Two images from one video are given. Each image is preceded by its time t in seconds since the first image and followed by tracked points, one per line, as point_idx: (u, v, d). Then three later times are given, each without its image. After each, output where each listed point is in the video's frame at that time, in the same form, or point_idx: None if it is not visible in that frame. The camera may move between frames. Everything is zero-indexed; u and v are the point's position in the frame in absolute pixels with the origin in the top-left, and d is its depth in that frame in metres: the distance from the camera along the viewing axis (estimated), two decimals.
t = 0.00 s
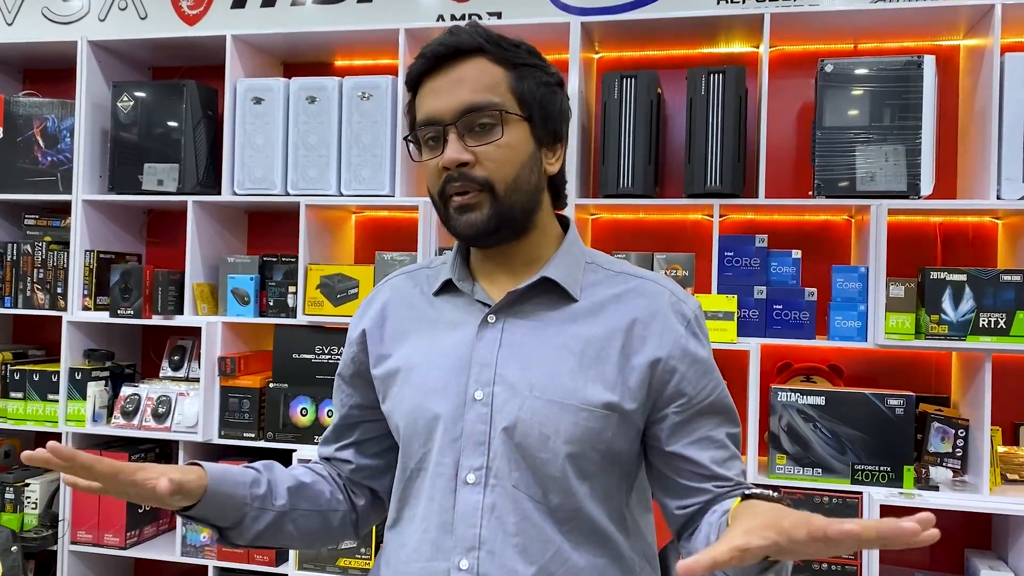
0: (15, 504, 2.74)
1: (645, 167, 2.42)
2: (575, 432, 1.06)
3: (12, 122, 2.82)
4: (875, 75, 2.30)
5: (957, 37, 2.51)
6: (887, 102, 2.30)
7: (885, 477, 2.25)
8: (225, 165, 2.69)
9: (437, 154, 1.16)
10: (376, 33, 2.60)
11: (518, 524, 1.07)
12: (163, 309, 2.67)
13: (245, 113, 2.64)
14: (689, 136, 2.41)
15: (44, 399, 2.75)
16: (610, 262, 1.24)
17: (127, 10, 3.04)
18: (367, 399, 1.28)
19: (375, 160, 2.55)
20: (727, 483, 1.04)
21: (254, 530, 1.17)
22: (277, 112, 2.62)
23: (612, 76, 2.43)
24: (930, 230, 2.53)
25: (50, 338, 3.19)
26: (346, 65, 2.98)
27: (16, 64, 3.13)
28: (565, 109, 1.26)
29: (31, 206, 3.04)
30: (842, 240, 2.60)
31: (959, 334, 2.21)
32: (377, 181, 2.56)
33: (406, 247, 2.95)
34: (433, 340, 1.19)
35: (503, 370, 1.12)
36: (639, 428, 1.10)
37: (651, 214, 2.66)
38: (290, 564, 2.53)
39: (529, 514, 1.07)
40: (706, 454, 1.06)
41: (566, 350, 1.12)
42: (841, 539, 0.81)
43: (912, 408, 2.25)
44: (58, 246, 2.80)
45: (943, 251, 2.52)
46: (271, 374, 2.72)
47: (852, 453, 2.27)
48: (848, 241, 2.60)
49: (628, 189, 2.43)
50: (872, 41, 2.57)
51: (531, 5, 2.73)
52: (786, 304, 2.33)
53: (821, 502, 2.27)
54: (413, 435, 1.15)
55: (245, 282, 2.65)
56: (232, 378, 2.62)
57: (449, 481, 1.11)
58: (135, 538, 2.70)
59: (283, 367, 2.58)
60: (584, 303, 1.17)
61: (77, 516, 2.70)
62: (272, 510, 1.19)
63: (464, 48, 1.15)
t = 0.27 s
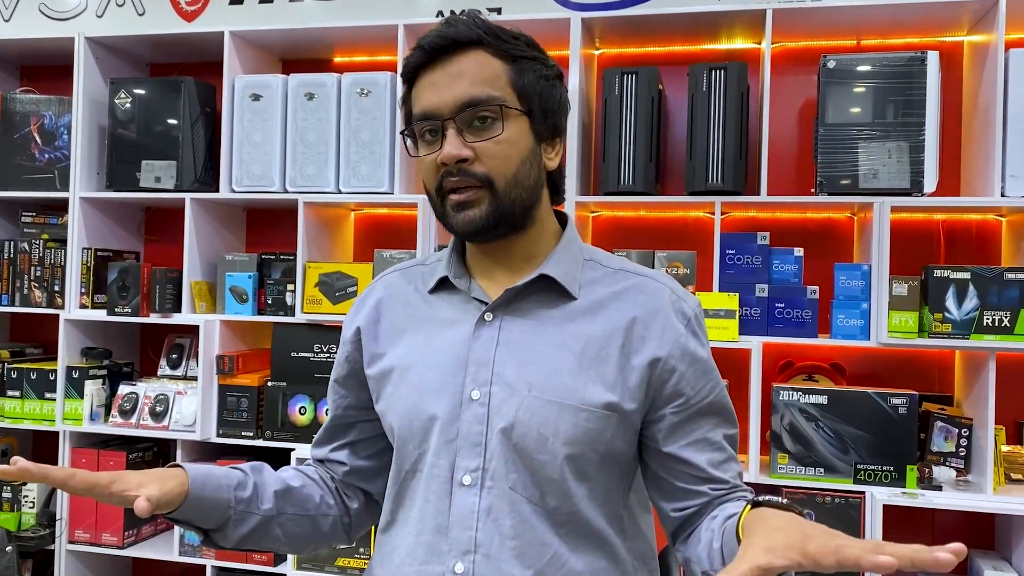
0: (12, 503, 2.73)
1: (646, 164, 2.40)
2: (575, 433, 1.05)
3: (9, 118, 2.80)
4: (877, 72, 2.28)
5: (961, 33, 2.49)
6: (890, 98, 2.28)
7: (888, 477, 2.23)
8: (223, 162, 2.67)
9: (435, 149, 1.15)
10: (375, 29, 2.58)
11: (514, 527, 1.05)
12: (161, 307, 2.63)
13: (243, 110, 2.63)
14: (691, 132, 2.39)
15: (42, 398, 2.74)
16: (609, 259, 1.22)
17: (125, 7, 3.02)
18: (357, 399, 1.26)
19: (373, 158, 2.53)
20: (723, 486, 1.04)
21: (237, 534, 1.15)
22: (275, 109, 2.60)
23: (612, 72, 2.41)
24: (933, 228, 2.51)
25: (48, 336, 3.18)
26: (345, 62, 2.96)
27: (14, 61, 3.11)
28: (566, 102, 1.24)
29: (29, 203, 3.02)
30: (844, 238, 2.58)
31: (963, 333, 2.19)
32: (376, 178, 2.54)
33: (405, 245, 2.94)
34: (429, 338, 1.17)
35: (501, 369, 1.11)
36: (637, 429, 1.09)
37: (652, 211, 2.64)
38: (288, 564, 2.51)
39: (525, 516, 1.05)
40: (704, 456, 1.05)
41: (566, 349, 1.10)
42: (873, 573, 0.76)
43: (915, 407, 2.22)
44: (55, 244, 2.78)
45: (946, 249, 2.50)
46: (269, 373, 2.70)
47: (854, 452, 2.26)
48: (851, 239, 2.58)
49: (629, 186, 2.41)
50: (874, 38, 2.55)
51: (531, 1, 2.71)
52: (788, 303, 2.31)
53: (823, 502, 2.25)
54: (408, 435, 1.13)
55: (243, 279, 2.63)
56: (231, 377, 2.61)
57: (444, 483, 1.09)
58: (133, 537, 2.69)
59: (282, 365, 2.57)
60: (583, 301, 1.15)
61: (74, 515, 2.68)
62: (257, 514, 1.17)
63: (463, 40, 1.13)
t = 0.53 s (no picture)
0: (12, 503, 2.72)
1: (648, 161, 2.38)
2: (574, 437, 1.03)
3: (8, 116, 2.79)
4: (880, 68, 2.26)
5: (966, 28, 2.47)
6: (894, 95, 2.26)
7: (893, 476, 2.22)
8: (222, 160, 2.65)
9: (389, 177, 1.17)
10: (375, 26, 2.56)
11: (512, 531, 1.04)
12: (160, 305, 2.64)
13: (242, 107, 2.61)
14: (693, 129, 2.37)
15: (41, 397, 2.73)
16: (616, 259, 1.20)
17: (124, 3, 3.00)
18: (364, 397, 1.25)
19: (373, 155, 2.52)
20: (714, 500, 1.03)
21: (266, 534, 1.14)
22: (274, 107, 2.58)
23: (614, 69, 2.39)
24: (938, 225, 2.49)
25: (47, 335, 3.17)
26: (345, 59, 2.94)
27: (13, 59, 3.10)
28: (523, 100, 1.09)
29: (27, 202, 3.01)
30: (848, 235, 2.56)
31: (968, 331, 2.17)
32: (376, 176, 2.52)
33: (406, 243, 2.93)
34: (431, 337, 1.16)
35: (500, 370, 1.09)
36: (638, 432, 1.08)
37: (654, 209, 2.62)
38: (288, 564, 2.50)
39: (523, 520, 1.04)
40: (698, 467, 1.04)
41: (568, 351, 1.09)
42: None
43: (919, 406, 2.21)
44: (54, 242, 2.77)
45: (951, 247, 2.48)
46: (269, 372, 2.69)
47: (859, 452, 2.24)
48: (855, 237, 2.56)
49: (631, 183, 2.39)
50: (878, 33, 2.53)
51: None
52: (792, 301, 2.29)
53: (827, 502, 2.23)
54: (406, 435, 1.12)
55: (243, 278, 2.62)
56: (230, 376, 2.61)
57: (441, 484, 1.07)
58: (133, 536, 2.68)
59: (282, 364, 2.55)
60: (586, 302, 1.13)
61: (74, 515, 2.67)
62: (285, 512, 1.16)
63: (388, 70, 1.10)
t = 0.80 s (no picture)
0: (16, 502, 2.72)
1: (652, 159, 2.37)
2: (567, 437, 1.03)
3: (11, 115, 2.79)
4: (885, 65, 2.25)
5: (971, 24, 2.46)
6: (899, 91, 2.25)
7: (897, 474, 2.21)
8: (225, 158, 2.65)
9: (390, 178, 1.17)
10: (378, 23, 2.56)
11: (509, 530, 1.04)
12: (164, 303, 2.64)
13: (245, 105, 2.61)
14: (697, 127, 2.36)
15: (45, 395, 2.72)
16: (622, 256, 1.17)
17: (127, 2, 3.00)
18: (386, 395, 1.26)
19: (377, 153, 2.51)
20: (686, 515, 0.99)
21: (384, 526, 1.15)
22: (278, 105, 2.58)
23: (618, 65, 2.38)
24: (943, 223, 2.48)
25: (51, 333, 3.17)
26: (348, 57, 2.94)
27: (16, 57, 3.09)
28: (512, 95, 1.08)
29: (31, 201, 3.01)
30: (852, 232, 2.55)
31: (974, 328, 2.16)
32: (379, 174, 2.51)
33: (409, 241, 2.92)
34: (432, 336, 1.16)
35: (496, 369, 1.09)
36: (636, 430, 1.06)
37: (657, 206, 2.61)
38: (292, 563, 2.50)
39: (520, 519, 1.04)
40: (691, 469, 0.99)
41: (563, 348, 1.08)
42: None
43: (925, 403, 2.20)
44: (57, 240, 2.77)
45: (956, 244, 2.47)
46: (273, 370, 2.68)
47: (863, 449, 2.23)
48: (860, 234, 2.56)
49: (635, 181, 2.38)
50: (883, 30, 2.52)
51: None
52: (796, 298, 2.29)
53: (833, 500, 2.22)
54: (406, 435, 1.14)
55: (247, 276, 2.62)
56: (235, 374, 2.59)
57: (438, 483, 1.08)
58: (137, 535, 2.67)
59: (286, 364, 2.54)
60: (585, 299, 1.11)
61: (78, 513, 2.67)
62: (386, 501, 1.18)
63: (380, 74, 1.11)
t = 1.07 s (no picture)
0: (23, 500, 2.73)
1: (656, 157, 2.38)
2: (565, 435, 1.03)
3: (17, 115, 2.80)
4: (889, 63, 2.25)
5: (975, 22, 2.46)
6: (903, 89, 2.25)
7: (902, 471, 2.22)
8: (230, 158, 2.66)
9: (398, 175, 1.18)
10: (382, 22, 2.56)
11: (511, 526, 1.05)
12: (170, 303, 2.62)
13: (250, 105, 2.61)
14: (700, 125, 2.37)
15: (51, 394, 2.74)
16: (625, 254, 1.18)
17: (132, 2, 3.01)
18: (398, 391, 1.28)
19: (381, 152, 2.52)
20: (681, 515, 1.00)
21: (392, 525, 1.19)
22: (283, 104, 2.59)
23: (622, 63, 2.38)
24: (947, 220, 2.48)
25: (57, 332, 3.18)
26: (353, 56, 2.94)
27: (21, 57, 3.10)
28: (519, 94, 1.08)
29: (37, 200, 3.02)
30: (856, 230, 2.55)
31: (978, 326, 2.16)
32: (384, 173, 2.52)
33: (413, 240, 2.93)
34: (437, 334, 1.18)
35: (497, 367, 1.09)
36: (636, 427, 1.06)
37: (661, 205, 2.62)
38: (298, 560, 2.51)
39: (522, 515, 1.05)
40: (690, 468, 0.99)
41: (563, 346, 1.08)
42: None
43: (929, 401, 2.20)
44: (63, 240, 2.78)
45: (960, 242, 2.47)
46: (278, 368, 2.69)
47: (868, 446, 2.24)
48: (864, 231, 2.56)
49: (639, 179, 2.39)
50: (887, 27, 2.52)
51: None
52: (801, 296, 2.29)
53: (836, 497, 2.23)
54: (411, 431, 1.16)
55: (252, 275, 2.63)
56: (240, 373, 2.60)
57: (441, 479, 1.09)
58: (144, 532, 2.68)
59: (292, 362, 2.56)
60: (587, 297, 1.11)
61: (84, 511, 2.69)
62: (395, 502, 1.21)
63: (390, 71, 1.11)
